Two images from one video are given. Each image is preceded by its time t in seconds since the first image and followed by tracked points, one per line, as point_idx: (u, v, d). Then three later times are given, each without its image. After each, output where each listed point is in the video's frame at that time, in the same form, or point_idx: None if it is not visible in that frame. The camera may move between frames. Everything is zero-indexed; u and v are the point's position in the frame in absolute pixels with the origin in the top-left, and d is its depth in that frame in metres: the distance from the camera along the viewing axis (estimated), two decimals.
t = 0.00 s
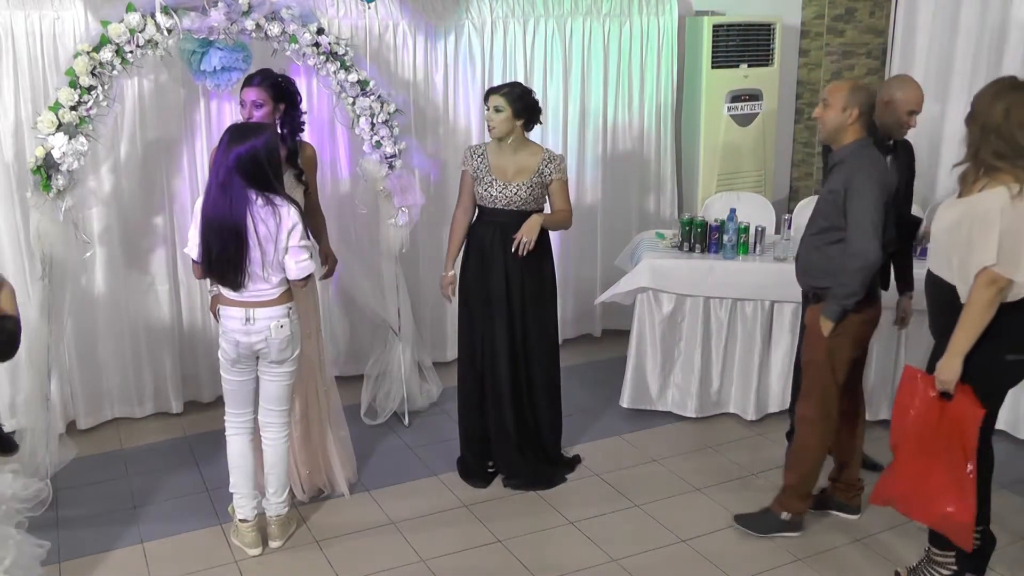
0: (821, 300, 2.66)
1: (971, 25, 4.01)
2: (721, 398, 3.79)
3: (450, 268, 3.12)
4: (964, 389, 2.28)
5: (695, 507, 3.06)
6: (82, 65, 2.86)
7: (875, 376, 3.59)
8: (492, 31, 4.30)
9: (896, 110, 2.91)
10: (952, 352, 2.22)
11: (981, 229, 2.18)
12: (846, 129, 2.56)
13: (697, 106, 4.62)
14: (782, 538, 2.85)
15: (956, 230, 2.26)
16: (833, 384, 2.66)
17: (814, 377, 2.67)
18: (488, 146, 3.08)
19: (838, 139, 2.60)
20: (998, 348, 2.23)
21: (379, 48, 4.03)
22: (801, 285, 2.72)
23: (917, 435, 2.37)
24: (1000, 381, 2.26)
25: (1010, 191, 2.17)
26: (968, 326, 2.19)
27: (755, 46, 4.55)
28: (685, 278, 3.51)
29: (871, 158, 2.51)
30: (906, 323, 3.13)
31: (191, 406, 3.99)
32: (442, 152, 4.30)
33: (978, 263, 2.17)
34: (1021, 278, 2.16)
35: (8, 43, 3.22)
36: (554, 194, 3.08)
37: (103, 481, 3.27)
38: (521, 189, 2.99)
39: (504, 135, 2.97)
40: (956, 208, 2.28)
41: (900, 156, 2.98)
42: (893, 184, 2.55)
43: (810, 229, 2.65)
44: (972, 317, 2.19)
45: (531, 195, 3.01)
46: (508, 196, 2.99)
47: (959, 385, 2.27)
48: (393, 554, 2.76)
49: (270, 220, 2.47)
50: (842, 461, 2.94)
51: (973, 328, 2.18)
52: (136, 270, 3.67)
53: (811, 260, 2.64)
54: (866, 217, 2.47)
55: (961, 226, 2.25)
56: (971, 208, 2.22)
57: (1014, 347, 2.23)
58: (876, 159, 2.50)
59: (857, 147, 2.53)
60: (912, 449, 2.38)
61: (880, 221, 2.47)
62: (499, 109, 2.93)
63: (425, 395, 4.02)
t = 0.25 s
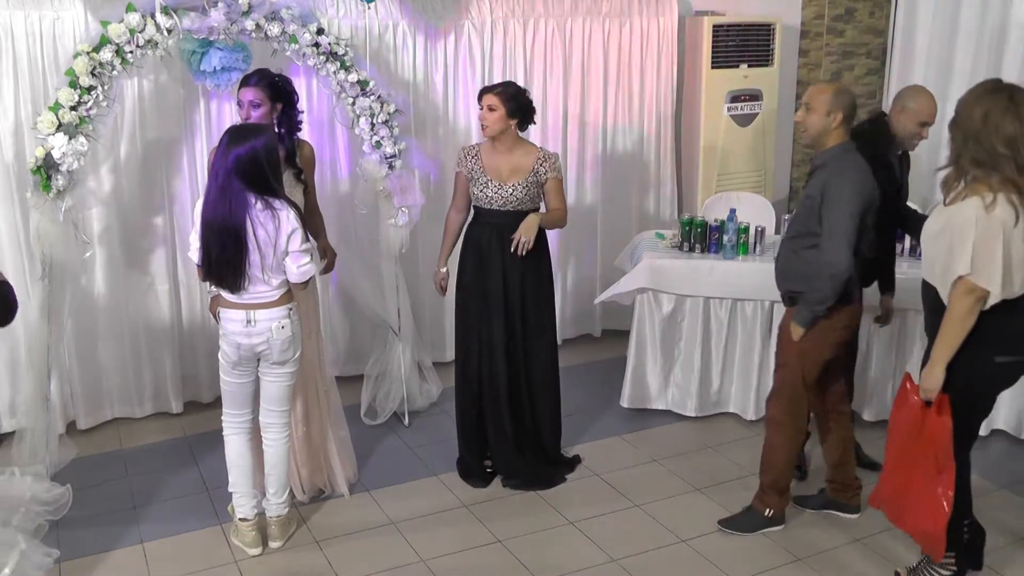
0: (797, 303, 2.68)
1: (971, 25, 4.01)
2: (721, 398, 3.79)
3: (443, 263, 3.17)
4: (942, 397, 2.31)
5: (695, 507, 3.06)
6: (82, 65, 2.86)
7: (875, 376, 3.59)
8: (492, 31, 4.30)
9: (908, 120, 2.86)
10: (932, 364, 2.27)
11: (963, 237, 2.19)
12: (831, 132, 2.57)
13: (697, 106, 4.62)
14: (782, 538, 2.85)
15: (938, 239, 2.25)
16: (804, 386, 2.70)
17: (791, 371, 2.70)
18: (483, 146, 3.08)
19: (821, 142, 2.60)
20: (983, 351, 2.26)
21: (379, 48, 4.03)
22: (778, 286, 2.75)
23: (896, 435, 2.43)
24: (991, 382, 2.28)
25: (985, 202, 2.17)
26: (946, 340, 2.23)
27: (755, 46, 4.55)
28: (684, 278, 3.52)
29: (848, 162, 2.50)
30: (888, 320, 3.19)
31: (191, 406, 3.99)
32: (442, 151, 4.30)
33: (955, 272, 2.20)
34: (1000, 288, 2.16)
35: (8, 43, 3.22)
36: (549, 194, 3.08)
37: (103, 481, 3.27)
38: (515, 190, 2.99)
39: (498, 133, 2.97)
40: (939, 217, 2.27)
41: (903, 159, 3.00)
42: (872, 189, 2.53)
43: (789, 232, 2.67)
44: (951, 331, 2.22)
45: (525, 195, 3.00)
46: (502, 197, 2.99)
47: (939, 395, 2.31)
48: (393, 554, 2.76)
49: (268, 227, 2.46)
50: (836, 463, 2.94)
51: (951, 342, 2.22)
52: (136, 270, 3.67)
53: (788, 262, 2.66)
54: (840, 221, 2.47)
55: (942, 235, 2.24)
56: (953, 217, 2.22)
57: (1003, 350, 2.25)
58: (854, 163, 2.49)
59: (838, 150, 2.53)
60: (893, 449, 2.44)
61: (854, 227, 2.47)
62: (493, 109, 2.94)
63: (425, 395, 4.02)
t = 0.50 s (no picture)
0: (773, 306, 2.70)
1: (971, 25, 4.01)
2: (721, 398, 3.79)
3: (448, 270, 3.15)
4: (938, 394, 2.30)
5: (694, 507, 3.06)
6: (82, 65, 2.86)
7: (875, 375, 3.59)
8: (492, 30, 4.30)
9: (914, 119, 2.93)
10: (928, 362, 2.28)
11: (957, 233, 2.20)
12: (820, 136, 2.58)
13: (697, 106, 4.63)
14: (782, 538, 2.85)
15: (930, 235, 2.27)
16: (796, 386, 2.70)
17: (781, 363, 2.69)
18: (481, 147, 3.08)
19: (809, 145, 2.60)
20: (976, 347, 2.29)
21: (379, 48, 4.03)
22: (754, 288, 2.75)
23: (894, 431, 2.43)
24: (986, 379, 2.29)
25: (971, 195, 2.19)
26: (941, 338, 2.24)
27: (755, 46, 4.55)
28: (684, 278, 3.52)
29: (832, 169, 2.50)
30: (868, 320, 3.22)
31: (191, 406, 3.99)
32: (442, 151, 4.30)
33: (950, 268, 2.21)
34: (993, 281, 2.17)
35: (8, 43, 3.22)
36: (548, 193, 3.07)
37: (103, 481, 3.27)
38: (514, 190, 2.99)
39: (496, 137, 2.97)
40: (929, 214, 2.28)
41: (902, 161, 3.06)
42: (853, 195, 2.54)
43: (768, 235, 2.66)
44: (946, 329, 2.23)
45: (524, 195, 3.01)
46: (501, 198, 3.00)
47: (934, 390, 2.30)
48: (393, 554, 2.76)
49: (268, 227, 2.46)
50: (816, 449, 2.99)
51: (947, 341, 2.23)
52: (137, 270, 3.67)
53: (767, 265, 2.67)
54: (821, 230, 2.47)
55: (935, 230, 2.26)
56: (945, 212, 2.23)
57: (995, 345, 2.28)
58: (837, 170, 2.50)
59: (822, 153, 2.55)
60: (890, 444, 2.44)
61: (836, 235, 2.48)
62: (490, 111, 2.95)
63: (425, 395, 4.02)
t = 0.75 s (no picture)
0: (773, 312, 2.68)
1: (971, 25, 4.01)
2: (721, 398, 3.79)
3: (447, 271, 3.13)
4: (934, 388, 2.30)
5: (695, 507, 3.06)
6: (83, 65, 2.86)
7: (875, 375, 3.60)
8: (492, 31, 4.30)
9: (908, 106, 2.92)
10: (922, 356, 2.28)
11: (953, 229, 2.20)
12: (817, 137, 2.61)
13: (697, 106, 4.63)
14: (781, 538, 2.85)
15: (927, 232, 2.27)
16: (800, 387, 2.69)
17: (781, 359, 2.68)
18: (482, 147, 3.07)
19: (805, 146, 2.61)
20: (973, 344, 2.29)
21: (379, 48, 4.03)
22: (750, 296, 2.72)
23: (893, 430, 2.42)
24: (984, 376, 2.30)
25: (965, 190, 2.21)
26: (935, 332, 2.24)
27: (755, 45, 4.55)
28: (684, 278, 3.51)
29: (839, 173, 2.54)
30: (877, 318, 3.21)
31: (190, 406, 3.99)
32: (442, 152, 4.30)
33: (947, 260, 2.21)
34: (991, 274, 2.17)
35: (8, 43, 3.22)
36: (548, 192, 3.09)
37: (103, 481, 3.27)
38: (516, 189, 2.99)
39: (501, 137, 2.97)
40: (923, 212, 2.30)
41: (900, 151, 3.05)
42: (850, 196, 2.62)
43: (770, 242, 2.64)
44: (940, 324, 2.23)
45: (524, 195, 3.00)
46: (506, 196, 2.99)
47: (930, 385, 2.30)
48: (393, 554, 2.76)
49: (275, 229, 2.48)
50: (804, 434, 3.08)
51: (941, 335, 2.23)
52: (137, 270, 3.67)
53: (770, 272, 2.64)
54: (842, 235, 2.50)
55: (932, 228, 2.26)
56: (940, 209, 2.24)
57: (992, 343, 2.28)
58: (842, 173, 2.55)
59: (817, 156, 2.58)
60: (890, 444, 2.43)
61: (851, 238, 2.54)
62: (495, 111, 2.94)
63: (425, 395, 4.01)
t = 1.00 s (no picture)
0: (779, 313, 2.64)
1: (971, 25, 4.00)
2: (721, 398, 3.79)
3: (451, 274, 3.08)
4: (944, 389, 2.31)
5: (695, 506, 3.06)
6: (82, 65, 2.86)
7: (875, 375, 3.60)
8: (491, 31, 4.29)
9: (888, 95, 2.96)
10: (928, 356, 2.26)
11: (951, 227, 2.20)
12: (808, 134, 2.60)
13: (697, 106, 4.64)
14: (781, 538, 2.85)
15: (924, 232, 2.28)
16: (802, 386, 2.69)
17: (775, 357, 2.67)
18: (482, 147, 3.05)
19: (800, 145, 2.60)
20: (974, 342, 2.29)
21: (379, 48, 4.03)
22: (754, 299, 2.66)
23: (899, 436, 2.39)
24: (983, 375, 2.30)
25: (959, 189, 2.21)
26: (939, 333, 2.23)
27: (755, 45, 4.55)
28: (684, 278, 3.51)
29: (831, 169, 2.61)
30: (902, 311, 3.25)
31: (190, 406, 3.99)
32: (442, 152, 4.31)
33: (945, 260, 2.21)
34: (991, 272, 2.16)
35: (8, 43, 3.22)
36: (549, 193, 3.11)
37: (103, 481, 3.27)
38: (517, 189, 2.99)
39: (501, 136, 2.97)
40: (921, 214, 2.30)
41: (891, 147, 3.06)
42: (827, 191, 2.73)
43: (775, 243, 2.60)
44: (944, 324, 2.22)
45: (524, 195, 3.00)
46: (508, 195, 2.98)
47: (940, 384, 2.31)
48: (392, 554, 2.76)
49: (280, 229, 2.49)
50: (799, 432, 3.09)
51: (946, 335, 2.22)
52: (137, 269, 3.67)
53: (776, 273, 2.61)
54: (846, 229, 2.58)
55: (929, 227, 2.28)
56: (937, 209, 2.25)
57: (990, 341, 2.28)
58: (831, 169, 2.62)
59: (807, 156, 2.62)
60: (896, 451, 2.40)
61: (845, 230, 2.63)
62: (495, 110, 2.94)
63: (425, 395, 4.02)
